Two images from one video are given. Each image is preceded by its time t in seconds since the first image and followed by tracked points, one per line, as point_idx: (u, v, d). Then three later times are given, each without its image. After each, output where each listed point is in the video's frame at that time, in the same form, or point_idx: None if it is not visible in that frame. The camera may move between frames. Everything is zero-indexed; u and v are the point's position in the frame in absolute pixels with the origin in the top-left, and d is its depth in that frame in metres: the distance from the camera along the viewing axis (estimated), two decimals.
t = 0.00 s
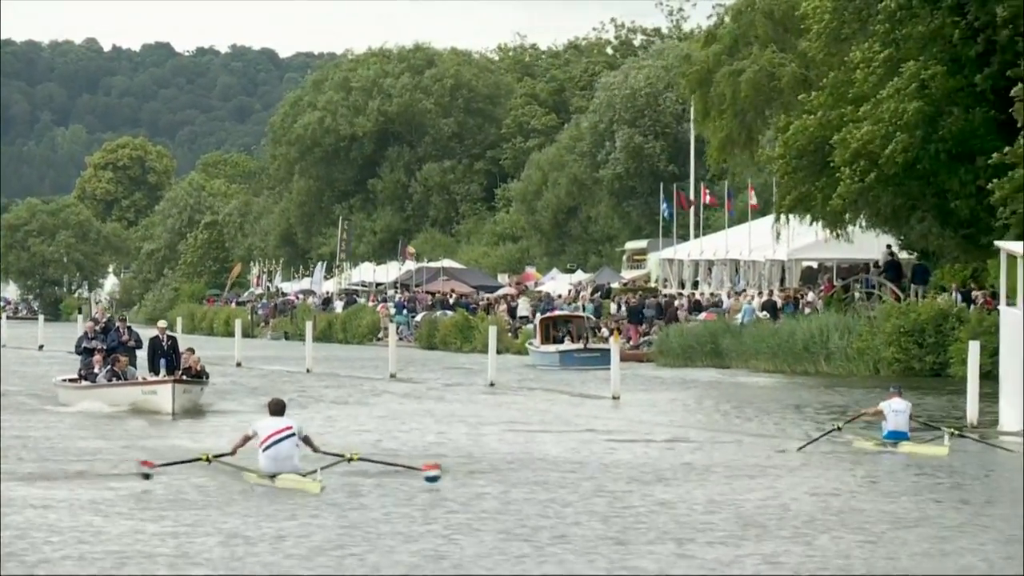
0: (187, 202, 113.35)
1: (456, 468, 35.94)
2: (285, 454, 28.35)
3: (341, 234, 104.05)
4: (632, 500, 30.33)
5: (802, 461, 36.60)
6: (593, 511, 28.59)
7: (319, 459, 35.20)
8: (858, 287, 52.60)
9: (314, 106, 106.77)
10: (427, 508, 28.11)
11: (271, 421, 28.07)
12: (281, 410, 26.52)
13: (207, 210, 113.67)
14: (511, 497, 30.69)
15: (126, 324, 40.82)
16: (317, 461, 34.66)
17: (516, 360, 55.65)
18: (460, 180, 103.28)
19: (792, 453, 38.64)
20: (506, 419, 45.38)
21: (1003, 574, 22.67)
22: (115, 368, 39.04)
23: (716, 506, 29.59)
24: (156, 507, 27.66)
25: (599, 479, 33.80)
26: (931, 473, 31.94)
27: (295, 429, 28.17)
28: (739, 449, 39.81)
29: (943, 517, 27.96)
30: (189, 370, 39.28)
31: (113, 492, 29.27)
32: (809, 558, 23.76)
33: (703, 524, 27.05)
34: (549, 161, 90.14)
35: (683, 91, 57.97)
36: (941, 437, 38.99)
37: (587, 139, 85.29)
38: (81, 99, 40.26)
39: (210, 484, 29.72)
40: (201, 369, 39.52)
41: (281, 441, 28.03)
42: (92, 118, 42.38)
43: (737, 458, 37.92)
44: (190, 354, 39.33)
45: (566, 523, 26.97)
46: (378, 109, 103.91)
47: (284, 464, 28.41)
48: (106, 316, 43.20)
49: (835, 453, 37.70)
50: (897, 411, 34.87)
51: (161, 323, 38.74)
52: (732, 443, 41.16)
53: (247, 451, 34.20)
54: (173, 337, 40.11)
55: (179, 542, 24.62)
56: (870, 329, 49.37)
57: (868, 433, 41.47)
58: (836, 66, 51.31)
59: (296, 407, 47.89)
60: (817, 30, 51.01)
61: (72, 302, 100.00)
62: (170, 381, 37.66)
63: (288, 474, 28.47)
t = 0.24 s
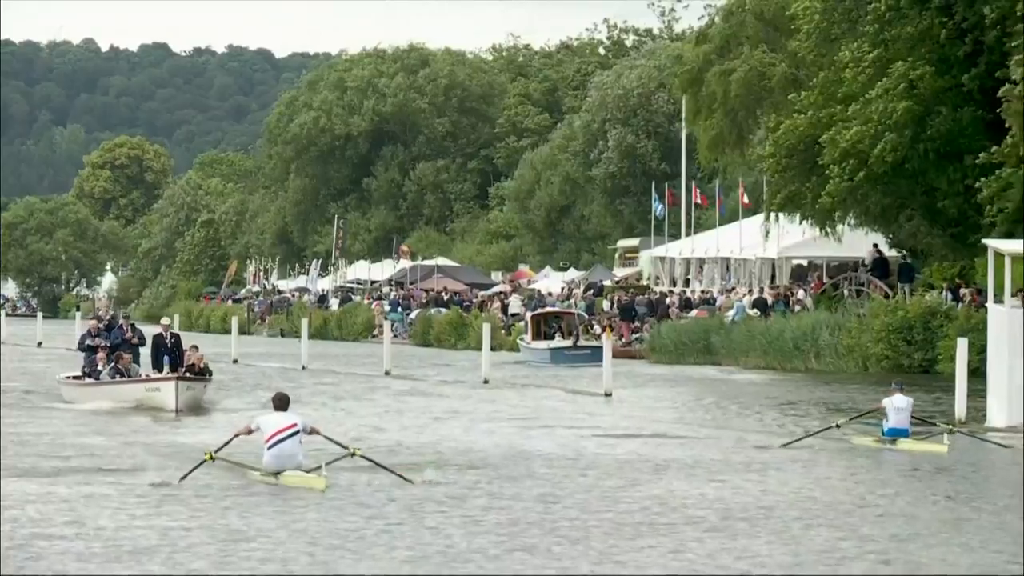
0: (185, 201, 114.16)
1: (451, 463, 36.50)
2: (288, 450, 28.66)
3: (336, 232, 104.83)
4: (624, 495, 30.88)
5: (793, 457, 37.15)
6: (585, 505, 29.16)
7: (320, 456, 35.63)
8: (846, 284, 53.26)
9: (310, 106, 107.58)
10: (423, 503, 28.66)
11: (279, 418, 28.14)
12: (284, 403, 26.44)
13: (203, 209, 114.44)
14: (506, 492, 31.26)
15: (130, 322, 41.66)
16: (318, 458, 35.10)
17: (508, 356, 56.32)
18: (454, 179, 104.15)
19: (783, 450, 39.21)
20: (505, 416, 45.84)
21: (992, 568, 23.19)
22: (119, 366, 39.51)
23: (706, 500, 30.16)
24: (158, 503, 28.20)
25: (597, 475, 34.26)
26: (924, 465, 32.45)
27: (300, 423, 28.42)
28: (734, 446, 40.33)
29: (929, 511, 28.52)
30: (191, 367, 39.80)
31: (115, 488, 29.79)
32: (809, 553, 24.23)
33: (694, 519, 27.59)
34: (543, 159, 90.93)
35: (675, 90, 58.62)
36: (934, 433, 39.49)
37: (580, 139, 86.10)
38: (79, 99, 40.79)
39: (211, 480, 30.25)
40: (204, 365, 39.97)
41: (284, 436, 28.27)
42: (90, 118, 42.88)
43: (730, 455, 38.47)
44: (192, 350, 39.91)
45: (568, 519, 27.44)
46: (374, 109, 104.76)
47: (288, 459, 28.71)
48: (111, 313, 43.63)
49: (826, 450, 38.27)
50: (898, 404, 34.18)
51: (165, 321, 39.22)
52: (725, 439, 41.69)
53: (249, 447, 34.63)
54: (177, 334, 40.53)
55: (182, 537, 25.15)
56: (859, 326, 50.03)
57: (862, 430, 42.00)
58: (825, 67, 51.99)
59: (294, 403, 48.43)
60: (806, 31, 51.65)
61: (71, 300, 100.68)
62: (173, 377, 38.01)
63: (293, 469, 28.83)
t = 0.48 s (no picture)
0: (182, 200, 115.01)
1: (446, 459, 37.06)
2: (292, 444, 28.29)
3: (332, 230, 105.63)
4: (616, 490, 31.45)
5: (783, 453, 37.73)
6: (578, 499, 29.71)
7: (319, 453, 36.15)
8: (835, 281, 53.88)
9: (304, 105, 108.44)
10: (420, 498, 29.20)
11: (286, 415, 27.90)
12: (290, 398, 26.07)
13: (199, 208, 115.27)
14: (501, 487, 31.82)
15: (133, 319, 42.11)
16: (317, 455, 35.62)
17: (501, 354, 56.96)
18: (447, 178, 105.08)
19: (773, 446, 39.79)
20: (500, 413, 46.37)
21: (976, 558, 23.72)
22: (122, 363, 40.09)
23: (697, 493, 30.71)
24: (160, 497, 28.74)
25: (590, 471, 34.85)
26: (912, 457, 32.99)
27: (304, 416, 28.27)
28: (726, 442, 40.87)
29: (916, 503, 29.07)
30: (194, 363, 40.48)
31: (118, 483, 30.34)
32: (799, 547, 24.72)
33: (685, 512, 28.12)
34: (535, 158, 91.78)
35: (666, 90, 59.29)
36: (924, 429, 40.03)
37: (572, 138, 86.94)
38: (78, 100, 41.35)
39: (211, 475, 30.81)
40: (206, 363, 40.64)
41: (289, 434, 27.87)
42: (88, 119, 43.41)
43: (720, 451, 39.05)
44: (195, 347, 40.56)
45: (563, 514, 27.94)
46: (367, 109, 105.88)
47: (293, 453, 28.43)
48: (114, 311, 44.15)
49: (815, 446, 38.84)
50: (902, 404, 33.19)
51: (167, 319, 39.65)
52: (718, 435, 42.26)
53: (248, 444, 35.17)
54: (181, 332, 40.84)
55: (184, 530, 25.67)
56: (848, 323, 50.62)
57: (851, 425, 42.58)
58: (814, 68, 52.66)
59: (291, 399, 49.02)
60: (796, 32, 52.28)
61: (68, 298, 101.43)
62: (175, 374, 38.57)
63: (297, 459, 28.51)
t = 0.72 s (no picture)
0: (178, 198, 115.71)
1: (442, 454, 37.49)
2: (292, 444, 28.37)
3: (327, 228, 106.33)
4: (610, 484, 31.88)
5: (775, 448, 38.17)
6: (573, 491, 30.13)
7: (317, 447, 36.54)
8: (824, 279, 54.40)
9: (299, 104, 109.23)
10: (417, 492, 29.62)
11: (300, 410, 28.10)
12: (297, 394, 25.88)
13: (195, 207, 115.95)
14: (496, 482, 32.25)
15: (135, 316, 42.19)
16: (316, 448, 36.02)
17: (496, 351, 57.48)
18: (441, 177, 105.92)
19: (766, 441, 40.23)
20: (497, 409, 46.82)
21: (965, 545, 24.12)
22: (124, 359, 40.54)
23: (690, 485, 31.13)
24: (162, 492, 29.13)
25: (585, 466, 35.27)
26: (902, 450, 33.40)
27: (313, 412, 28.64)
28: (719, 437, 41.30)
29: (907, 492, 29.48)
30: (197, 360, 40.93)
31: (120, 478, 30.74)
32: (794, 532, 25.13)
33: (679, 502, 28.52)
34: (527, 157, 92.55)
35: (658, 89, 59.89)
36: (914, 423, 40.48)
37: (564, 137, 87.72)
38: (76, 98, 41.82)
39: (211, 471, 31.22)
40: (209, 360, 41.06)
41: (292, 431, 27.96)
42: (85, 118, 43.89)
43: (713, 446, 39.49)
44: (198, 345, 40.98)
45: (562, 504, 28.31)
46: (362, 107, 107.05)
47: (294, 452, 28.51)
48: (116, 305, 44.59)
49: (807, 441, 39.28)
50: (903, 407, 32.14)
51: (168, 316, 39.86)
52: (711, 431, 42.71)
53: (247, 439, 35.61)
54: (184, 330, 40.98)
55: (187, 521, 26.06)
56: (837, 320, 51.12)
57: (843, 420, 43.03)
58: (802, 68, 53.27)
59: (288, 396, 49.46)
60: (786, 32, 52.82)
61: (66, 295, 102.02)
62: (178, 371, 38.98)
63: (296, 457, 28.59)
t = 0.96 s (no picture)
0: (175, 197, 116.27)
1: (438, 450, 37.97)
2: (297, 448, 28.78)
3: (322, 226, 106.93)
4: (604, 479, 32.36)
5: (766, 444, 38.65)
6: (567, 486, 30.61)
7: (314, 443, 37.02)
8: (813, 276, 54.97)
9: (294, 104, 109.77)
10: (413, 487, 30.08)
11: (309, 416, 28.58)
12: (303, 398, 25.97)
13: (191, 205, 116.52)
14: (492, 477, 32.73)
15: (139, 313, 42.72)
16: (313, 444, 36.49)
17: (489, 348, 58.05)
18: (435, 176, 106.55)
19: (757, 437, 40.72)
20: (492, 406, 47.28)
21: (951, 537, 24.58)
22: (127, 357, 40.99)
23: (682, 479, 31.62)
24: (163, 488, 29.61)
25: (579, 462, 35.77)
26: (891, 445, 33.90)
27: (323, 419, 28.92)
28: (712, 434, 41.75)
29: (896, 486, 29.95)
30: (200, 358, 41.38)
31: (121, 473, 31.22)
32: (783, 525, 25.60)
33: (671, 496, 28.98)
34: (519, 156, 93.14)
35: (649, 89, 60.49)
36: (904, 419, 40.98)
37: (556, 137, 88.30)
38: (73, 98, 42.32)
39: (210, 466, 31.71)
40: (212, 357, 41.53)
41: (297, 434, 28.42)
42: (82, 117, 44.37)
43: (705, 442, 39.98)
44: (202, 342, 41.41)
45: (557, 498, 28.78)
46: (357, 108, 107.41)
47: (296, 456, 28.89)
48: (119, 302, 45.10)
49: (797, 436, 39.77)
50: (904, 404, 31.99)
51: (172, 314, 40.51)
52: (703, 427, 43.19)
53: (245, 437, 36.09)
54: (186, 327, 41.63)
55: (189, 516, 26.53)
56: (827, 318, 51.67)
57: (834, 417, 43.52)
58: (791, 69, 53.89)
59: (285, 393, 49.96)
60: (777, 32, 53.36)
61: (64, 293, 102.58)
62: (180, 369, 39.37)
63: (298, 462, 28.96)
